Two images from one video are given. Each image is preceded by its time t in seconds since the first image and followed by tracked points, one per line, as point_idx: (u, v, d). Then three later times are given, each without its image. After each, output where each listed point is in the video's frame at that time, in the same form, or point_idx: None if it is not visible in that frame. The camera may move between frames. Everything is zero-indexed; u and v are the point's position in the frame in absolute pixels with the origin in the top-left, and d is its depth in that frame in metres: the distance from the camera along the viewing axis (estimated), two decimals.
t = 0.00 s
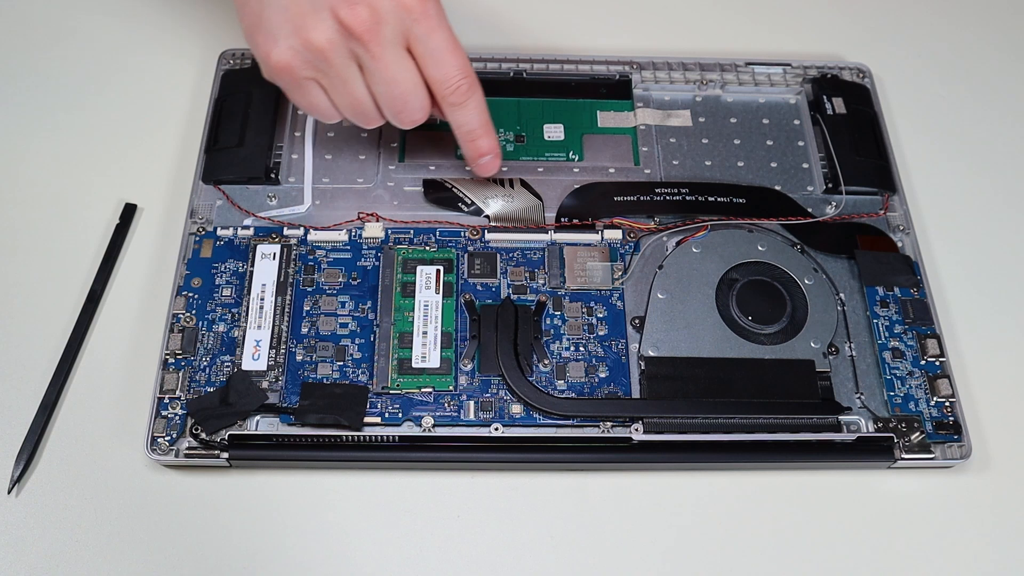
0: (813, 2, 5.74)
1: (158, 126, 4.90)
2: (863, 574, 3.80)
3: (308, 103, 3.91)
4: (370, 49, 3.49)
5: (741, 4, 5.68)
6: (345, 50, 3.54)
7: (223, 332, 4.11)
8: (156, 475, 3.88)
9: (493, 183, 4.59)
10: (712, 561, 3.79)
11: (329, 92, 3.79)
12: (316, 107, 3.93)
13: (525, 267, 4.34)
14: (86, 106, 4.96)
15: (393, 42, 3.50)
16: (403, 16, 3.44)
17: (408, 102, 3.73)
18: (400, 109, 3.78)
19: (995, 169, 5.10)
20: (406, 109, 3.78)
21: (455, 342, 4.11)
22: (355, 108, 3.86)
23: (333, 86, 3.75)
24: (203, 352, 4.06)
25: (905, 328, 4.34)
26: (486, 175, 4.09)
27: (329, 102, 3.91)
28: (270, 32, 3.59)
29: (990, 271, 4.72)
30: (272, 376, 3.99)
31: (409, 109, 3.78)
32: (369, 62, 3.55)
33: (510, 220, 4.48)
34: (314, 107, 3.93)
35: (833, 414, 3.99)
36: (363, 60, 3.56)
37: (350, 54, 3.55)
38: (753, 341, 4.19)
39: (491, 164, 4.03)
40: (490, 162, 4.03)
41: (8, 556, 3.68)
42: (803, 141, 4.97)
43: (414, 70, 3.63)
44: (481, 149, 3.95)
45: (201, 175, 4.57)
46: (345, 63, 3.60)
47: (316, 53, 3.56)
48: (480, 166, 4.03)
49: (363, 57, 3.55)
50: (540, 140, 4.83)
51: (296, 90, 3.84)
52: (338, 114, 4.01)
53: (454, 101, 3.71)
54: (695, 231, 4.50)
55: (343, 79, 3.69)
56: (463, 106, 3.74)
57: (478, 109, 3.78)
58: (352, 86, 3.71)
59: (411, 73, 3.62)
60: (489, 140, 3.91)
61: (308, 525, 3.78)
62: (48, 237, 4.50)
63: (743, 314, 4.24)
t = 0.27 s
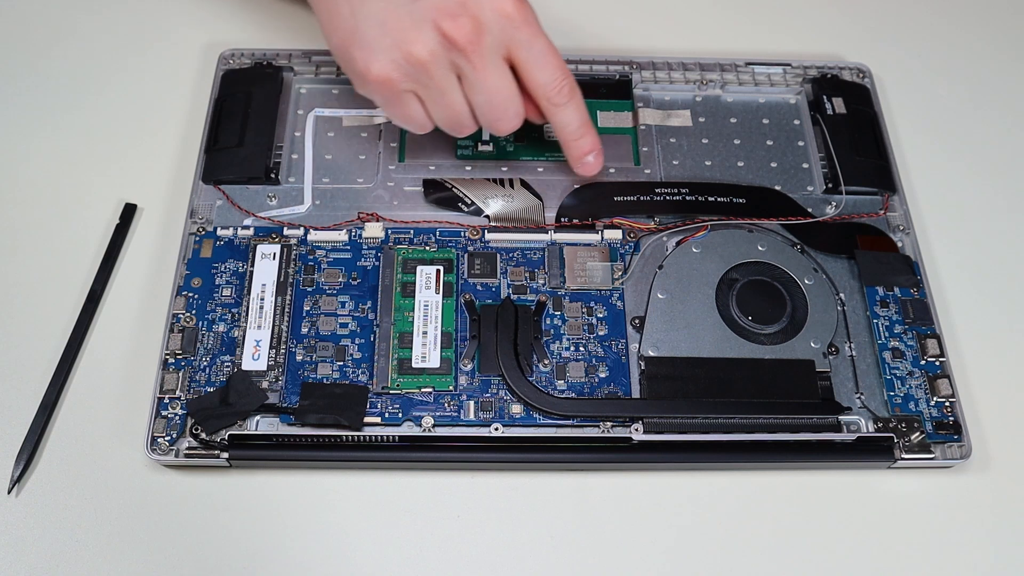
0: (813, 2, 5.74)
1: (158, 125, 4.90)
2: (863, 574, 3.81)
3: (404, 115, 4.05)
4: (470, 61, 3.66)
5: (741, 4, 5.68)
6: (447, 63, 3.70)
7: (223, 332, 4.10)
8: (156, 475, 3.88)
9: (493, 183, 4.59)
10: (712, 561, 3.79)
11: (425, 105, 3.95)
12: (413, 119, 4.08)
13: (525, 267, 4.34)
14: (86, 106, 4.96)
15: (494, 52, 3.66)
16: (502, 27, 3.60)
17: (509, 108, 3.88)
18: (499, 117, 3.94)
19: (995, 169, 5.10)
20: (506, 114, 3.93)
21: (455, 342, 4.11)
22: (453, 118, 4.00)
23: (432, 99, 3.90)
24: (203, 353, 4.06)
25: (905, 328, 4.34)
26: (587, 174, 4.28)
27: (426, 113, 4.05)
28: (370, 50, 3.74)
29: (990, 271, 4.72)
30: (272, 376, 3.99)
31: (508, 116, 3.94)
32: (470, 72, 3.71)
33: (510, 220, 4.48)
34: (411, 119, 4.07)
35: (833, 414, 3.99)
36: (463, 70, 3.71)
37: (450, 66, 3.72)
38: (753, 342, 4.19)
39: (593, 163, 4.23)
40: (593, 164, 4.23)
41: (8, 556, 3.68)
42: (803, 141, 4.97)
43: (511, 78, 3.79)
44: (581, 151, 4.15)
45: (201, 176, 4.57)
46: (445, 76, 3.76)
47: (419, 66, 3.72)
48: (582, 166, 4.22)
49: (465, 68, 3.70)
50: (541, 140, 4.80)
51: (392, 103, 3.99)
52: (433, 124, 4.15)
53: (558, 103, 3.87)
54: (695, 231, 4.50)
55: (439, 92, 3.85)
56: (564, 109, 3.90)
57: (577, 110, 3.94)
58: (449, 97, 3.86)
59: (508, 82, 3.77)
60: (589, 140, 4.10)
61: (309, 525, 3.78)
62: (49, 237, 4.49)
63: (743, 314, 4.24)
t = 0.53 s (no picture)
0: (813, 2, 5.74)
1: (158, 125, 4.90)
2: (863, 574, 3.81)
3: (498, 76, 4.37)
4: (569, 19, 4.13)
5: (741, 4, 5.68)
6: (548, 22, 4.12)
7: (223, 332, 4.11)
8: (156, 475, 3.88)
9: (493, 183, 4.59)
10: (713, 561, 3.79)
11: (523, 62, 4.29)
12: (503, 82, 4.40)
13: (525, 267, 4.34)
14: (85, 106, 4.96)
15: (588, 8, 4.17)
16: None
17: (604, 63, 4.33)
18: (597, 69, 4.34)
19: (995, 169, 5.10)
20: (600, 69, 4.36)
21: (455, 342, 4.11)
22: (548, 76, 4.35)
23: (531, 55, 4.24)
24: (203, 353, 4.06)
25: (905, 328, 4.34)
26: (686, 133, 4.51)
27: (520, 72, 4.37)
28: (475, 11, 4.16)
29: (991, 271, 4.72)
30: (272, 376, 3.99)
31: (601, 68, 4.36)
32: (570, 27, 4.16)
33: (510, 220, 4.48)
34: (505, 79, 4.38)
35: (832, 414, 3.99)
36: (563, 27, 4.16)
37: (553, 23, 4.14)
38: (753, 341, 4.19)
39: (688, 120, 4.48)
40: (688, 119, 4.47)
41: (8, 556, 3.68)
42: (803, 141, 4.97)
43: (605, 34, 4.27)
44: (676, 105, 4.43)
45: (201, 176, 4.57)
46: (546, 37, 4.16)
47: (523, 23, 4.11)
48: (679, 124, 4.48)
49: (565, 24, 4.15)
50: (540, 140, 4.83)
51: (487, 65, 4.32)
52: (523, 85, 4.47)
53: (654, 57, 4.33)
54: (695, 231, 4.50)
55: (536, 51, 4.21)
56: (658, 63, 4.33)
57: (670, 66, 4.36)
58: (547, 53, 4.23)
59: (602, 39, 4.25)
60: (687, 94, 4.42)
61: (309, 526, 3.78)
62: (49, 237, 4.50)
63: (743, 314, 4.24)
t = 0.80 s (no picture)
0: (813, 2, 5.74)
1: (158, 125, 4.90)
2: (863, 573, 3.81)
3: (517, 96, 4.41)
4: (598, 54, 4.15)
5: (741, 4, 5.68)
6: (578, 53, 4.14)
7: (223, 332, 4.11)
8: (156, 475, 3.88)
9: (493, 183, 4.59)
10: (713, 561, 3.79)
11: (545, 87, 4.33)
12: (521, 101, 4.45)
13: (525, 267, 4.34)
14: (85, 106, 4.96)
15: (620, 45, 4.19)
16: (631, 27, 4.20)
17: (620, 97, 4.41)
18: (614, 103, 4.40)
19: (995, 169, 5.10)
20: (614, 104, 4.44)
21: (455, 342, 4.11)
22: (563, 102, 4.41)
23: (553, 81, 4.28)
24: (203, 352, 4.06)
25: (905, 328, 4.34)
26: (699, 187, 4.46)
27: (537, 94, 4.41)
28: (509, 31, 4.14)
29: (991, 271, 4.72)
30: (272, 376, 3.99)
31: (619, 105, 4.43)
32: (597, 63, 4.19)
33: (510, 220, 4.48)
34: (523, 99, 4.42)
35: (833, 414, 3.99)
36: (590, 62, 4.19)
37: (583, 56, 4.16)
38: (753, 342, 4.19)
39: (705, 172, 4.43)
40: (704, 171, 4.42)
41: (8, 555, 3.68)
42: (803, 141, 4.97)
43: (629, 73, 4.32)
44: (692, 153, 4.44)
45: (201, 176, 4.57)
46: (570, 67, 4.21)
47: (554, 53, 4.12)
48: (692, 176, 4.44)
49: (592, 59, 4.18)
50: (540, 140, 4.83)
51: (511, 86, 4.35)
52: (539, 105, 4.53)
53: (673, 104, 4.35)
54: (695, 231, 4.50)
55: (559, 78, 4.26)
56: (678, 110, 4.35)
57: (690, 114, 4.38)
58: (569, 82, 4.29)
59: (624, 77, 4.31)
60: (703, 146, 4.42)
61: (309, 525, 3.79)
62: (49, 237, 4.50)
63: (743, 314, 4.24)
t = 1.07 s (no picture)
0: (813, 2, 5.74)
1: (158, 125, 4.90)
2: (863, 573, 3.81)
3: (444, 91, 4.30)
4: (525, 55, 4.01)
5: (741, 4, 5.68)
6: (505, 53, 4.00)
7: (223, 332, 4.10)
8: (156, 475, 3.88)
9: (493, 183, 4.59)
10: (713, 561, 3.79)
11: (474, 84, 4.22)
12: (452, 97, 4.35)
13: (525, 267, 4.34)
14: (85, 106, 4.96)
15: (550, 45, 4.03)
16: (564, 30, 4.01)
17: (549, 99, 4.29)
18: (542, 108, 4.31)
19: (995, 169, 5.10)
20: (542, 105, 4.32)
21: (455, 342, 4.11)
22: (489, 99, 4.31)
23: (478, 78, 4.17)
24: (203, 352, 4.06)
25: (905, 328, 4.34)
26: (625, 193, 4.41)
27: (464, 90, 4.31)
28: (433, 25, 3.96)
29: (991, 271, 4.72)
30: (272, 376, 3.99)
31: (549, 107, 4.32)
32: (523, 63, 4.05)
33: (510, 220, 4.49)
34: (450, 94, 4.31)
35: (833, 414, 3.99)
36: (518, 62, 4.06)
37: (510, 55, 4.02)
38: (753, 342, 4.19)
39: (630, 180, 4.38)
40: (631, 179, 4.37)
41: (8, 556, 3.68)
42: (803, 141, 4.97)
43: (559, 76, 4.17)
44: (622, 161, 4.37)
45: (201, 176, 4.57)
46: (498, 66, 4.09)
47: (479, 50, 3.97)
48: (620, 183, 4.38)
49: (518, 58, 4.03)
50: (540, 140, 4.80)
51: (439, 81, 4.24)
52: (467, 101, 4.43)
53: (601, 109, 4.22)
54: (695, 231, 4.50)
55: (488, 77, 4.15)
56: (608, 115, 4.24)
57: (619, 120, 4.27)
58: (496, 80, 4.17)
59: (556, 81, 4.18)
60: (629, 151, 4.34)
61: (309, 525, 3.78)
62: (49, 237, 4.49)
63: (743, 314, 4.24)
